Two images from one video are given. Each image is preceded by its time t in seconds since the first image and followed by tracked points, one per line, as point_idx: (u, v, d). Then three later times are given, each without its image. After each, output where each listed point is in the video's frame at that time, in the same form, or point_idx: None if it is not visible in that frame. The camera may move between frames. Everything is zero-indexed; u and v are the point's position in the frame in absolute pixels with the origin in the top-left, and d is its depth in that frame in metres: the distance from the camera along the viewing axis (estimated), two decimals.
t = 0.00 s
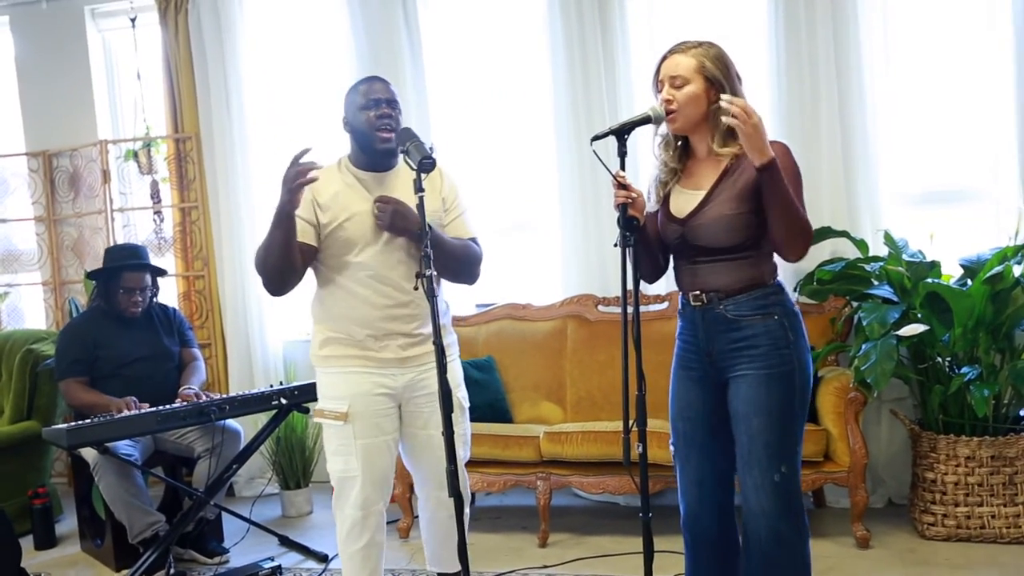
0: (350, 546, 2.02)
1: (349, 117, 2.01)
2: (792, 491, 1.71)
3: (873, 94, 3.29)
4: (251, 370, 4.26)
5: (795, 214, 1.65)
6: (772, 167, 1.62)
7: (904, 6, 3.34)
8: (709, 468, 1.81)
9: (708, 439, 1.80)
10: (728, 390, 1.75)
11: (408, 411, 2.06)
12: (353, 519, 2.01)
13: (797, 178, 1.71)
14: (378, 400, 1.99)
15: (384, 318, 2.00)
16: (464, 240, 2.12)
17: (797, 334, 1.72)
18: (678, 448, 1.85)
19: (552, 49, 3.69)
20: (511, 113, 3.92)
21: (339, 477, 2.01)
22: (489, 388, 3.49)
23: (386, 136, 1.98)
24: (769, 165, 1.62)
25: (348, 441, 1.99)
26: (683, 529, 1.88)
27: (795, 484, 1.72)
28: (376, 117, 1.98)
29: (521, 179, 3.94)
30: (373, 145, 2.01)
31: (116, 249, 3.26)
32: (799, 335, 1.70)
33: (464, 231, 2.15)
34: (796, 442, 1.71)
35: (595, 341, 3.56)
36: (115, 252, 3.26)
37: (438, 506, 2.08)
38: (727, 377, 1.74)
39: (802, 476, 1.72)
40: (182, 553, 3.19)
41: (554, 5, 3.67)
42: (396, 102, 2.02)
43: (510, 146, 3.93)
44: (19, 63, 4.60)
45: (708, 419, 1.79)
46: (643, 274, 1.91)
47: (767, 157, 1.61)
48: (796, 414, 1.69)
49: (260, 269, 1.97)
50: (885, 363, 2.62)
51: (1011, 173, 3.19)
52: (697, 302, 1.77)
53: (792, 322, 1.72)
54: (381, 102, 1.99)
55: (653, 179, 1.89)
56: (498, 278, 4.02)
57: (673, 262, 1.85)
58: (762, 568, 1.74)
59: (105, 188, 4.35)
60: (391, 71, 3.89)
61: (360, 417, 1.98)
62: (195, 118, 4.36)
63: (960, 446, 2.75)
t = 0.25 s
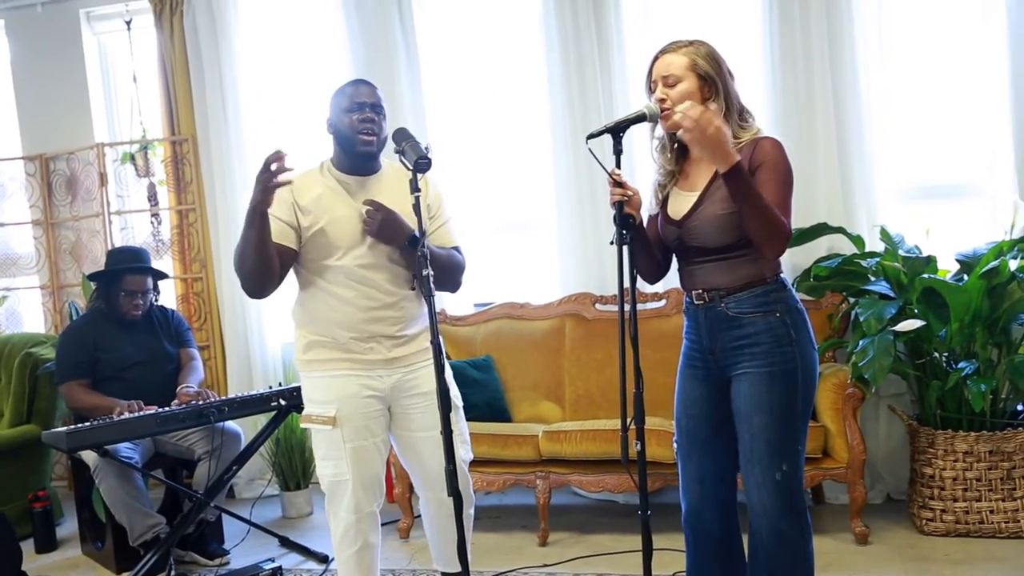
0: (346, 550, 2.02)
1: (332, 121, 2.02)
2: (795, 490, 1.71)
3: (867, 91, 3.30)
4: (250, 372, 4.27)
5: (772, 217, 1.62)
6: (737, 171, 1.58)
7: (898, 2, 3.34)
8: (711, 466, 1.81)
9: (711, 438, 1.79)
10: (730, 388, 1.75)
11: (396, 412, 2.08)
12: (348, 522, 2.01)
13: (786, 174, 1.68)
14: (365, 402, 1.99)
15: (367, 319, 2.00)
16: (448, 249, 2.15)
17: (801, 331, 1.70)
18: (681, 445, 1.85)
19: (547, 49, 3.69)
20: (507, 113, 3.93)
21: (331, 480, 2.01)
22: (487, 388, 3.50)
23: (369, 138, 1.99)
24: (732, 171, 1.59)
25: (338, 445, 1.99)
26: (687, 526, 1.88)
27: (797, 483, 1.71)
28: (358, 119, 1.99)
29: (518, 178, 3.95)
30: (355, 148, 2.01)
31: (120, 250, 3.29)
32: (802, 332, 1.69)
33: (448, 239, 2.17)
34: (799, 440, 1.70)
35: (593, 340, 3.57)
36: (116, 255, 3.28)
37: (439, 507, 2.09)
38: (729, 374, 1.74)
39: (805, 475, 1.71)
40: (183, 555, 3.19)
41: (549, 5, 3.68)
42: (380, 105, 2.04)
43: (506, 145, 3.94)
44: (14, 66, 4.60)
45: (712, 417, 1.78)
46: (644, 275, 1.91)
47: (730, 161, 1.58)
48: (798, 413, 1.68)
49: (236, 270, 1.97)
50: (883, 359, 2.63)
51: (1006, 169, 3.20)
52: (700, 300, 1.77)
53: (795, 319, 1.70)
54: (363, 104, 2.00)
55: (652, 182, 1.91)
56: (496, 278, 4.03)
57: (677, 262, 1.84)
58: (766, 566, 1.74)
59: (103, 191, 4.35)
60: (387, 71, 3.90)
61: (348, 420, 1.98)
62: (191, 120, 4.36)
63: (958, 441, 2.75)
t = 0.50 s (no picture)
0: (350, 540, 2.03)
1: (339, 113, 2.04)
2: (789, 484, 1.71)
3: (872, 88, 3.30)
4: (255, 365, 4.29)
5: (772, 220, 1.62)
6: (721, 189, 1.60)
7: None
8: (706, 459, 1.82)
9: (706, 431, 1.80)
10: (726, 382, 1.75)
11: (401, 405, 2.09)
12: (352, 513, 2.02)
13: (785, 172, 1.68)
14: (371, 394, 2.01)
15: (375, 311, 2.02)
16: (455, 240, 2.16)
17: (795, 326, 1.71)
18: (678, 438, 1.86)
19: (553, 44, 3.69)
20: (512, 108, 3.93)
21: (336, 472, 2.02)
22: (491, 382, 3.51)
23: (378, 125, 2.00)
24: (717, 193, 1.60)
25: (344, 436, 2.00)
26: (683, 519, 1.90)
27: (791, 477, 1.71)
28: (365, 108, 2.01)
29: (523, 174, 3.96)
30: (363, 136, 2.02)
31: (129, 247, 3.26)
32: (797, 328, 1.69)
33: (455, 230, 2.19)
34: (793, 435, 1.71)
35: (596, 335, 3.58)
36: (124, 252, 3.25)
37: (440, 499, 2.10)
38: (725, 368, 1.74)
39: (799, 470, 1.72)
40: (187, 546, 3.21)
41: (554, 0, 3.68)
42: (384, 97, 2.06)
43: (510, 140, 3.94)
44: (22, 59, 4.62)
45: (707, 411, 1.79)
46: (643, 267, 1.92)
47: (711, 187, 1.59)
48: (793, 408, 1.68)
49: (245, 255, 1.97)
50: (885, 355, 2.63)
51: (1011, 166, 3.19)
52: (697, 294, 1.77)
53: (791, 314, 1.71)
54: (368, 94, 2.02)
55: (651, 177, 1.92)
56: (500, 273, 4.03)
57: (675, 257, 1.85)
58: (759, 560, 1.75)
59: (110, 184, 4.37)
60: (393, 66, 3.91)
61: (354, 412, 1.99)
62: (197, 114, 4.38)
63: (960, 438, 2.76)
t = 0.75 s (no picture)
0: (365, 524, 2.08)
1: (365, 103, 2.08)
2: (783, 478, 1.72)
3: (886, 86, 3.29)
4: (266, 354, 4.32)
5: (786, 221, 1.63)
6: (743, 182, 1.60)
7: None
8: (702, 452, 1.83)
9: (702, 425, 1.81)
10: (720, 376, 1.77)
11: (422, 394, 2.15)
12: (369, 498, 2.07)
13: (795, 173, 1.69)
14: (397, 381, 2.07)
15: (404, 300, 2.08)
16: (482, 225, 2.21)
17: (789, 322, 1.73)
18: (674, 431, 1.87)
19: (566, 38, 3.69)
20: (524, 102, 3.93)
21: (357, 456, 2.07)
22: (500, 374, 3.52)
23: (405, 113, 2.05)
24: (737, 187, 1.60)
25: (367, 422, 2.05)
26: (681, 512, 1.91)
27: (786, 471, 1.72)
28: (392, 98, 2.05)
29: (534, 168, 3.96)
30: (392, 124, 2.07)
31: (141, 234, 3.29)
32: (790, 323, 1.71)
33: (481, 215, 2.24)
34: (787, 429, 1.72)
35: (605, 329, 3.58)
36: (138, 238, 3.28)
37: (450, 489, 2.17)
38: (719, 362, 1.76)
39: (793, 464, 1.73)
40: (196, 532, 3.25)
41: None
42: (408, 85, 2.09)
43: (522, 134, 3.95)
44: (40, 47, 4.66)
45: (702, 404, 1.80)
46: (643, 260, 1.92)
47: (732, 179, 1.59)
48: (787, 403, 1.70)
49: (280, 242, 2.04)
50: (894, 354, 2.63)
51: None
52: (692, 289, 1.79)
53: (784, 310, 1.73)
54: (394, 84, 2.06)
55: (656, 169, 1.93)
56: (509, 266, 4.04)
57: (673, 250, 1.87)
58: (755, 553, 1.75)
59: (124, 173, 4.41)
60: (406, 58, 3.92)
61: (379, 398, 2.05)
62: (212, 104, 4.41)
63: (968, 438, 2.75)
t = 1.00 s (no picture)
0: (373, 512, 2.09)
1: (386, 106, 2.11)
2: (772, 480, 1.74)
3: (897, 91, 3.28)
4: (273, 347, 4.34)
5: (798, 230, 1.67)
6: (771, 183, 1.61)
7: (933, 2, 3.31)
8: (693, 452, 1.85)
9: (692, 426, 1.83)
10: (712, 377, 1.78)
11: (438, 388, 2.17)
12: (378, 486, 2.09)
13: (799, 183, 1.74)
14: (414, 371, 2.09)
15: (424, 294, 2.11)
16: (503, 226, 2.23)
17: (779, 327, 1.76)
18: (665, 430, 1.88)
19: (579, 37, 3.70)
20: (535, 100, 3.94)
21: (370, 444, 2.09)
22: (505, 373, 3.54)
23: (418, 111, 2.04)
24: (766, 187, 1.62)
25: (382, 409, 2.07)
26: (672, 512, 1.92)
27: (772, 473, 1.74)
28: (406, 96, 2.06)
29: (544, 167, 3.97)
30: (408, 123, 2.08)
31: (151, 226, 3.32)
32: (782, 329, 1.74)
33: (502, 216, 2.26)
34: (776, 432, 1.74)
35: (611, 330, 3.59)
36: (150, 230, 3.32)
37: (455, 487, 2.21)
38: (711, 364, 1.77)
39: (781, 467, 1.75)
40: (201, 523, 3.28)
41: None
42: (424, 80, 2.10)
43: (533, 133, 3.95)
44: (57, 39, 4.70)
45: (693, 406, 1.82)
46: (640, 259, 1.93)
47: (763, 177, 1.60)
48: (777, 405, 1.72)
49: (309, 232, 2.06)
50: (898, 360, 2.63)
51: None
52: (686, 291, 1.80)
53: (776, 316, 1.75)
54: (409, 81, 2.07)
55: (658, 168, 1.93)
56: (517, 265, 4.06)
57: (669, 252, 1.88)
58: (740, 554, 1.76)
59: (138, 164, 4.44)
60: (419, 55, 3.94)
61: (394, 387, 2.07)
62: (226, 98, 4.44)
63: (971, 446, 2.75)
